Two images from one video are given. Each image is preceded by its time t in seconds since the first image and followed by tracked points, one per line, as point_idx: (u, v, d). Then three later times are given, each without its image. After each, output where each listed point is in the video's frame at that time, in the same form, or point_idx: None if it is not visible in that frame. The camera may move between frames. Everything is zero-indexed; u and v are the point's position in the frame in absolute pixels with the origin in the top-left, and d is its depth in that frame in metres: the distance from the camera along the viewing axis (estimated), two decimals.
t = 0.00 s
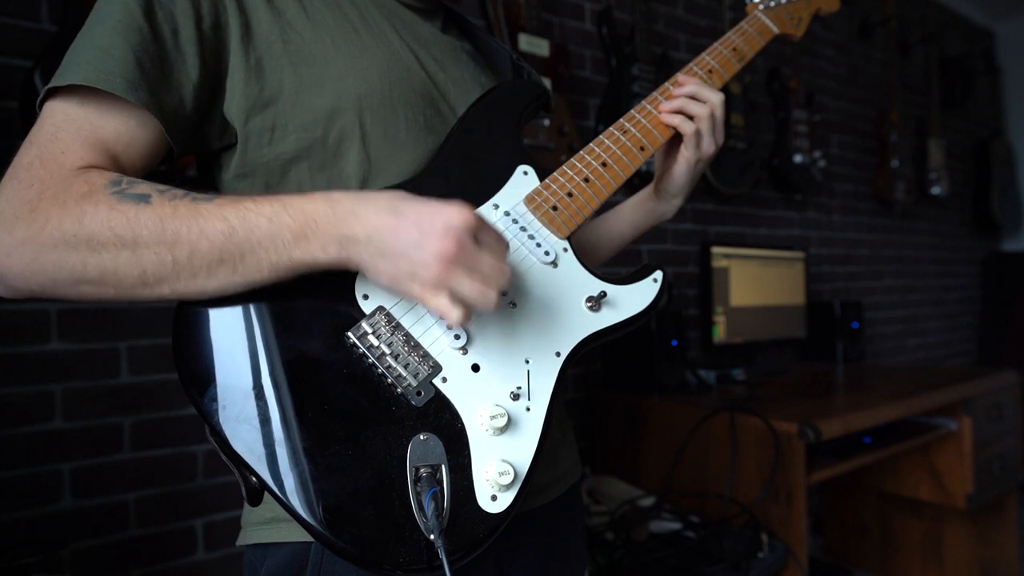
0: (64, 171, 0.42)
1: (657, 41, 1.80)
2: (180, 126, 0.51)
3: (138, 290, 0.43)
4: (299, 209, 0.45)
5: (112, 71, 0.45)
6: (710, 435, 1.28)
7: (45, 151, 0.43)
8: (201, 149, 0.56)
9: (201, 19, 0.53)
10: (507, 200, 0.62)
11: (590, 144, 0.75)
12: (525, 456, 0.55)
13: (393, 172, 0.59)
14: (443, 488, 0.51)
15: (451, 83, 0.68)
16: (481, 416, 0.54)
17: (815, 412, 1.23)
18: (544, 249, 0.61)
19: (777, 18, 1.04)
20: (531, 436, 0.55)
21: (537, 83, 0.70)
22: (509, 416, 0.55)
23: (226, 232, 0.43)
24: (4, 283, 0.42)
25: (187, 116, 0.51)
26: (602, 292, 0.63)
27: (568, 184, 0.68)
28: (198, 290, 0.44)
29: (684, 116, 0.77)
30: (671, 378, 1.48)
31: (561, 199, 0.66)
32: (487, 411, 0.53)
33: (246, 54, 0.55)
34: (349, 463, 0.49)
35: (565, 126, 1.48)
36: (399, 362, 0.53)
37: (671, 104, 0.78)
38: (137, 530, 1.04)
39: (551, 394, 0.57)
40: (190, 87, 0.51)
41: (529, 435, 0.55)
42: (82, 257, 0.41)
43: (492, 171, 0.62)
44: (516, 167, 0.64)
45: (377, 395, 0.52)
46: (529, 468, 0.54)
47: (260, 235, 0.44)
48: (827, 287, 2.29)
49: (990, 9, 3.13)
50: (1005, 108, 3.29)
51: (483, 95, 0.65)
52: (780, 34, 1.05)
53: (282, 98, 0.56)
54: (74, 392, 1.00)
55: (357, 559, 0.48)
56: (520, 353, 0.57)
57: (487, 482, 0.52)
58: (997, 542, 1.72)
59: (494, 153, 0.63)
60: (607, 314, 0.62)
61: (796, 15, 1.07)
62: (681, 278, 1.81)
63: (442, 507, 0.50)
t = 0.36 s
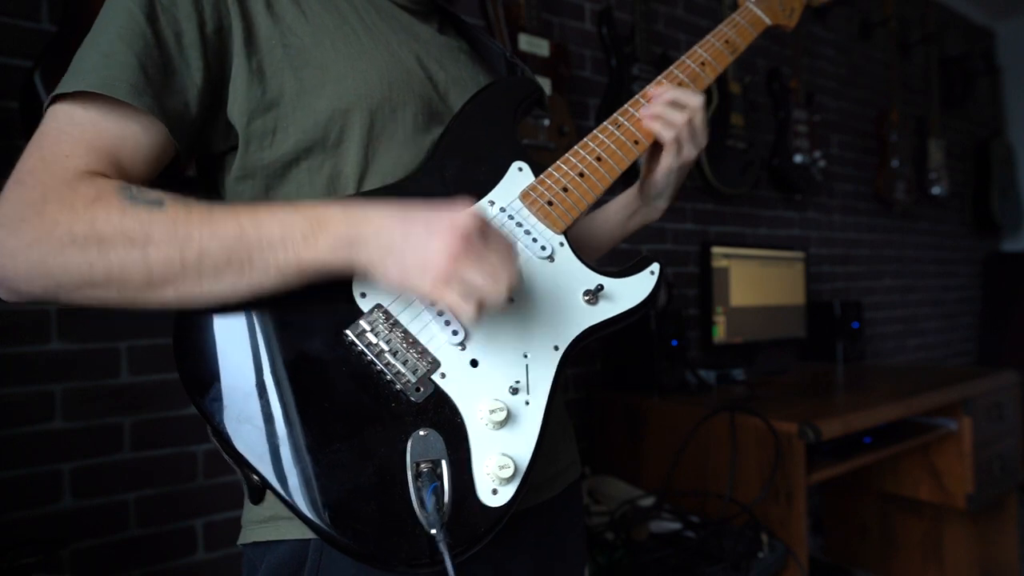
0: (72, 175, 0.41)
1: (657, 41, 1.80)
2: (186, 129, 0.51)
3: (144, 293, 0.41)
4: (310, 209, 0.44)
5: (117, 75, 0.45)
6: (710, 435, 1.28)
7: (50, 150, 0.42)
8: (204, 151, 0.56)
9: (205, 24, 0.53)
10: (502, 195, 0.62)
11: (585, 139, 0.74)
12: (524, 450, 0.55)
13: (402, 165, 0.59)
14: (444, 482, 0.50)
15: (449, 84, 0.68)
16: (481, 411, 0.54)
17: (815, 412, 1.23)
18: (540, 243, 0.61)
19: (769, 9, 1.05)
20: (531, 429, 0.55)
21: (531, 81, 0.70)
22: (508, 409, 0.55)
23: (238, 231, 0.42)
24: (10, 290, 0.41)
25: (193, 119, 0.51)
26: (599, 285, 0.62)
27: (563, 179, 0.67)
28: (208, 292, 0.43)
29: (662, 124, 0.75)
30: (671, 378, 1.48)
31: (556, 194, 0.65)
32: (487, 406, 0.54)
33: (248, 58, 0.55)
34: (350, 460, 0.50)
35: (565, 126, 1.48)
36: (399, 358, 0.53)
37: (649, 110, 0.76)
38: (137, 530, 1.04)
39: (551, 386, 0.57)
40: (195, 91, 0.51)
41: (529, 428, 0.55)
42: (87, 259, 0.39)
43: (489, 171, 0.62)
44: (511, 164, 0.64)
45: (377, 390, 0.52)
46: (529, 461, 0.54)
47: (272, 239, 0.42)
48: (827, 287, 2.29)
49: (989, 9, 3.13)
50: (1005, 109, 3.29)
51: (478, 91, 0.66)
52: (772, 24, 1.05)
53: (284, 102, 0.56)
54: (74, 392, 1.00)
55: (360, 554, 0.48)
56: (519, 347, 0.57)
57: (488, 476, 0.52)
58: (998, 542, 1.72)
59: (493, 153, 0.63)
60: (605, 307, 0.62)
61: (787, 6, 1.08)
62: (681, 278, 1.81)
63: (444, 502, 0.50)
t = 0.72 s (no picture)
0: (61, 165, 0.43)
1: (657, 41, 1.79)
2: (188, 126, 0.51)
3: (141, 272, 0.43)
4: (303, 187, 0.47)
5: (119, 75, 0.45)
6: (710, 435, 1.28)
7: (46, 142, 0.44)
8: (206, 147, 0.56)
9: (210, 20, 0.53)
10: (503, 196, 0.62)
11: (590, 141, 0.74)
12: (518, 453, 0.54)
13: (404, 154, 0.60)
14: (435, 485, 0.50)
15: (455, 83, 0.67)
16: (474, 413, 0.53)
17: (815, 412, 1.23)
18: (541, 246, 0.61)
19: (782, 16, 1.04)
20: (525, 433, 0.55)
21: (536, 80, 0.71)
22: (502, 412, 0.54)
23: (230, 198, 0.45)
24: (7, 283, 0.42)
25: (195, 116, 0.51)
26: (599, 289, 0.62)
27: (566, 181, 0.67)
28: (200, 272, 0.45)
29: (657, 146, 0.72)
30: (671, 378, 1.48)
31: (558, 196, 0.65)
32: (481, 408, 0.53)
33: (254, 57, 0.55)
34: (347, 461, 0.50)
35: (565, 126, 1.48)
36: (393, 358, 0.53)
37: (644, 129, 0.72)
38: (137, 530, 1.04)
39: (547, 390, 0.57)
40: (199, 89, 0.51)
41: (523, 433, 0.55)
42: (82, 239, 0.41)
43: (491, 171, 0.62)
44: (514, 165, 0.64)
45: (371, 390, 0.52)
46: (522, 465, 0.54)
47: (263, 206, 0.45)
48: (827, 287, 2.29)
49: (989, 9, 3.13)
50: (1005, 109, 3.29)
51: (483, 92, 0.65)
52: (785, 30, 1.05)
53: (289, 101, 0.56)
54: (74, 392, 1.00)
55: (348, 555, 0.48)
56: (514, 349, 0.57)
57: (480, 479, 0.52)
58: (998, 543, 1.72)
59: (494, 153, 0.63)
60: (604, 312, 0.62)
61: (801, 12, 1.07)
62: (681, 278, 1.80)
63: (433, 505, 0.50)
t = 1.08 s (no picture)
0: (71, 162, 0.43)
1: (657, 41, 1.79)
2: (182, 125, 0.51)
3: (139, 280, 0.42)
4: (307, 196, 0.45)
5: (110, 76, 0.46)
6: (711, 435, 1.28)
7: (49, 144, 0.43)
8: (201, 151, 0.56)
9: (202, 23, 0.53)
10: (513, 195, 0.62)
11: (599, 138, 0.74)
12: (530, 454, 0.54)
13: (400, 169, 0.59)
14: (447, 488, 0.50)
15: (457, 82, 0.67)
16: (486, 415, 0.53)
17: (815, 411, 1.23)
18: (550, 245, 0.61)
19: (792, 7, 1.05)
20: (537, 434, 0.55)
21: (543, 76, 0.70)
22: (514, 413, 0.54)
23: (235, 216, 0.43)
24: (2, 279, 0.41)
25: (189, 116, 0.51)
26: (610, 288, 0.62)
27: (576, 179, 0.67)
28: (201, 280, 0.44)
29: (668, 133, 0.73)
30: (671, 378, 1.48)
31: (568, 194, 0.65)
32: (492, 409, 0.53)
33: (249, 55, 0.55)
34: (350, 462, 0.50)
35: (565, 126, 1.48)
36: (403, 360, 0.53)
37: (657, 117, 0.74)
38: (138, 530, 1.04)
39: (558, 391, 0.57)
40: (191, 89, 0.51)
41: (535, 433, 0.55)
42: (83, 247, 0.41)
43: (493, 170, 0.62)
44: (524, 162, 0.64)
45: (382, 392, 0.52)
46: (534, 467, 0.54)
47: (267, 221, 0.44)
48: (827, 287, 2.29)
49: (989, 9, 3.13)
50: (1005, 109, 3.29)
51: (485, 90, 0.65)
52: (796, 22, 1.05)
53: (285, 99, 0.56)
54: (73, 392, 1.00)
55: (359, 558, 0.48)
56: (526, 350, 0.56)
57: (491, 481, 0.52)
58: (997, 542, 1.72)
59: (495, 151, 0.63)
60: (615, 311, 0.62)
61: (812, 3, 1.07)
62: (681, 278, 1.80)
63: (446, 508, 0.50)
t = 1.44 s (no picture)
0: (69, 177, 0.42)
1: (657, 41, 1.79)
2: (179, 132, 0.51)
3: (143, 292, 0.43)
4: (308, 206, 0.45)
5: (105, 84, 0.45)
6: (711, 435, 1.28)
7: (46, 155, 0.43)
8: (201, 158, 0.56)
9: (198, 27, 0.53)
10: (511, 197, 0.62)
11: (597, 137, 0.74)
12: (535, 456, 0.54)
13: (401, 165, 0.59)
14: (453, 491, 0.50)
15: (454, 82, 0.67)
16: (490, 418, 0.53)
17: (815, 412, 1.23)
18: (550, 245, 0.61)
19: (786, 4, 1.05)
20: (541, 436, 0.55)
21: (539, 75, 0.71)
22: (518, 416, 0.54)
23: (235, 227, 0.43)
24: (8, 294, 0.42)
25: (186, 124, 0.51)
26: (610, 288, 0.62)
27: (574, 179, 0.67)
28: (205, 292, 0.45)
29: (671, 127, 0.74)
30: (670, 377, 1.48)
31: (567, 194, 0.65)
32: (496, 412, 0.53)
33: (245, 60, 0.55)
34: (352, 464, 0.49)
35: (565, 126, 1.48)
36: (406, 363, 0.53)
37: (658, 113, 0.75)
38: (137, 530, 1.04)
39: (561, 392, 0.57)
40: (188, 96, 0.51)
41: (539, 436, 0.55)
42: (87, 262, 0.41)
43: (494, 170, 0.62)
44: (520, 164, 0.64)
45: (385, 395, 0.52)
46: (539, 468, 0.54)
47: (267, 226, 0.44)
48: (827, 287, 2.29)
49: (989, 9, 3.13)
50: (1005, 109, 3.29)
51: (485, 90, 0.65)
52: (789, 19, 1.05)
53: (283, 103, 0.56)
54: (74, 392, 1.00)
55: (365, 563, 0.48)
56: (527, 352, 0.56)
57: (497, 484, 0.52)
58: (998, 543, 1.72)
59: (496, 152, 0.63)
60: (616, 311, 0.62)
61: None
62: (681, 278, 1.81)
63: (451, 511, 0.50)
